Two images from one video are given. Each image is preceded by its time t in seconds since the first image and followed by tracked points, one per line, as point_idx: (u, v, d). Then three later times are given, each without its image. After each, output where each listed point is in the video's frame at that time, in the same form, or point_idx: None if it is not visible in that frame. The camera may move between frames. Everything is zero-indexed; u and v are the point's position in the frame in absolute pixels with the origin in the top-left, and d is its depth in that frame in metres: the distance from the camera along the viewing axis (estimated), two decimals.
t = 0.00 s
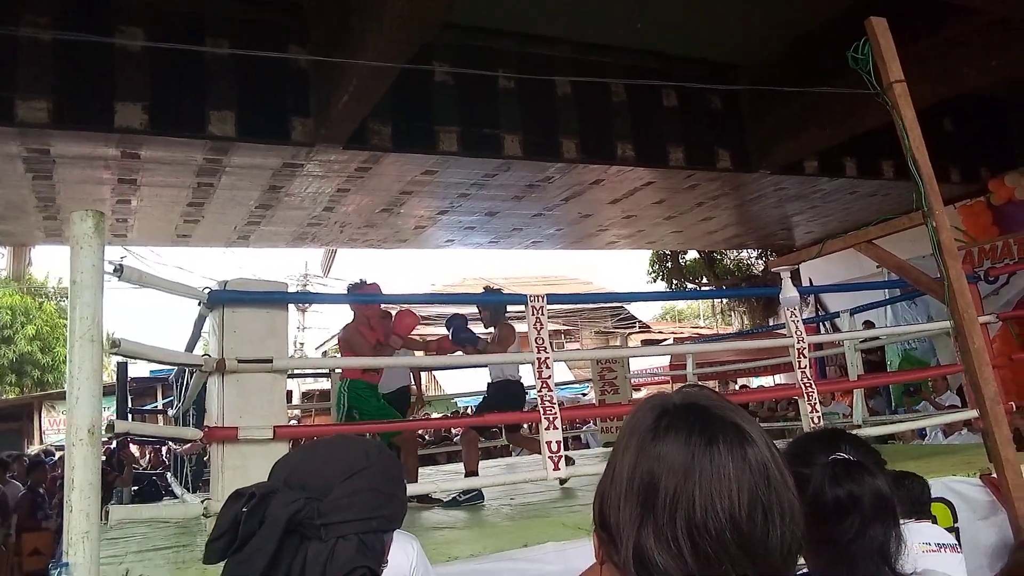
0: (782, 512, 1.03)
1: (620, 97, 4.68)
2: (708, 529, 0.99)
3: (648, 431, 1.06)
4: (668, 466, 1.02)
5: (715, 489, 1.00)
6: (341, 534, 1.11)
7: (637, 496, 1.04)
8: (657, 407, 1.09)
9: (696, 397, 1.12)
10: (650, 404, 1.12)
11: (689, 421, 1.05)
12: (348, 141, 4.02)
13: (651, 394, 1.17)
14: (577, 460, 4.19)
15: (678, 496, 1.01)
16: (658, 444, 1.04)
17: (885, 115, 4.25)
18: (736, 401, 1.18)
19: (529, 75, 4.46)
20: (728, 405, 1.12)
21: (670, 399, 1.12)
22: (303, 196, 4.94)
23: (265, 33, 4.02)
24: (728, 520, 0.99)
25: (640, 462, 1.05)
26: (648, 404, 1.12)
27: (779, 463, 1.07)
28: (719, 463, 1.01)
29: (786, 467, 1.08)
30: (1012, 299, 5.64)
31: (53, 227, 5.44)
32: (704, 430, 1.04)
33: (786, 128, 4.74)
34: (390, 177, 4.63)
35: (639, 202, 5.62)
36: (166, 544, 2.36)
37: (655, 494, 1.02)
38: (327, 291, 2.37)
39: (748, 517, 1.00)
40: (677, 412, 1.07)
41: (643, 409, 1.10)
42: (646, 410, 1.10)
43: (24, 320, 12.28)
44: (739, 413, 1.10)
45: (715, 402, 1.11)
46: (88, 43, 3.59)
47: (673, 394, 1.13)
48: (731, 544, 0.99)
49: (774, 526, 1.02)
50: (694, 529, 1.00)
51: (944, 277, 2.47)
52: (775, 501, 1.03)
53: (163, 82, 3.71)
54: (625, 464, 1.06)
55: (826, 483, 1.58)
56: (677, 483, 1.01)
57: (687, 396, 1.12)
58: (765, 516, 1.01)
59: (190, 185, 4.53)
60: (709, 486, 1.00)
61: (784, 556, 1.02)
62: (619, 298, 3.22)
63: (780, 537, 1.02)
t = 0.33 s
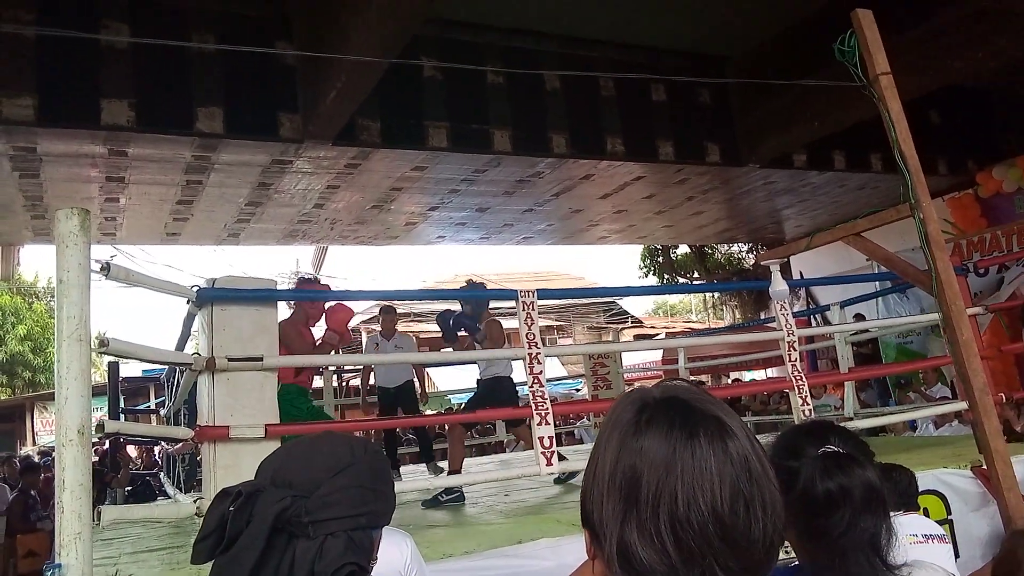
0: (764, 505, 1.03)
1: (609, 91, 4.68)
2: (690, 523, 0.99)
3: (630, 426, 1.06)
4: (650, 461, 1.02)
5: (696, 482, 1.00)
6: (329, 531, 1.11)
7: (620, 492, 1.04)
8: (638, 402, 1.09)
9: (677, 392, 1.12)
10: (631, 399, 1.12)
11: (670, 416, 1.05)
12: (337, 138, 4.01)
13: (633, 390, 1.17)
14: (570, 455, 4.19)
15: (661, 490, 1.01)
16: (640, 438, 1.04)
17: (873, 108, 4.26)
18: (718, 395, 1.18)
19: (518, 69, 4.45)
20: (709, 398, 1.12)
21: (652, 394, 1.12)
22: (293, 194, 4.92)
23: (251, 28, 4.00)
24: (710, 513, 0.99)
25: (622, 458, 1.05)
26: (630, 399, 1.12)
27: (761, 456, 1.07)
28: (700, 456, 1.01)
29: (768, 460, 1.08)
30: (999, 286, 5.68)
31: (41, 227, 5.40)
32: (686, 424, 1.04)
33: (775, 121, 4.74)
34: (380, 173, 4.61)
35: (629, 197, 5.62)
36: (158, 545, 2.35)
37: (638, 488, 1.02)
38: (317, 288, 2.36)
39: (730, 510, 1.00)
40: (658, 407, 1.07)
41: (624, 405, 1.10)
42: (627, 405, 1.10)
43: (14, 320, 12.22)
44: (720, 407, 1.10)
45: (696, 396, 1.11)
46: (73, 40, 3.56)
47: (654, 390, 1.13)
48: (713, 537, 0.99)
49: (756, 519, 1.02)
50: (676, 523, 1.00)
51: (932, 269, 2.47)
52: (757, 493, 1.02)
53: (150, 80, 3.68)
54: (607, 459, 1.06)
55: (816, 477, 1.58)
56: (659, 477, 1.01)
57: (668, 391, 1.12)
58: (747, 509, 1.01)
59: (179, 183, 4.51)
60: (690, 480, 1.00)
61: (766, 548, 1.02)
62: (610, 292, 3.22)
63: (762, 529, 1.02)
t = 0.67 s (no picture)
0: (746, 495, 1.05)
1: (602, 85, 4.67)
2: (674, 515, 1.00)
3: (613, 420, 1.06)
4: (634, 454, 1.03)
5: (680, 475, 1.01)
6: (320, 524, 1.11)
7: (604, 484, 1.04)
8: (622, 396, 1.09)
9: (660, 384, 1.12)
10: (615, 393, 1.12)
11: (653, 409, 1.05)
12: (329, 133, 3.99)
13: (616, 383, 1.18)
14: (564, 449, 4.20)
15: (645, 483, 1.01)
16: (624, 432, 1.04)
17: (866, 102, 4.27)
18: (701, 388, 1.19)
19: (511, 63, 4.44)
20: (692, 391, 1.13)
21: (635, 387, 1.12)
22: (285, 189, 4.90)
23: (242, 22, 3.97)
24: (694, 505, 1.00)
25: (606, 451, 1.05)
26: (613, 392, 1.12)
27: (743, 447, 1.08)
28: (683, 449, 1.02)
29: (751, 451, 1.09)
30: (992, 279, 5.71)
31: (31, 223, 5.37)
32: (669, 417, 1.04)
33: (769, 115, 4.75)
34: (372, 168, 4.60)
35: (623, 191, 5.62)
36: (151, 541, 2.34)
37: (622, 482, 1.03)
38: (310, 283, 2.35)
39: (714, 501, 1.01)
40: (641, 400, 1.07)
41: (608, 397, 1.11)
42: (612, 399, 1.10)
43: (4, 317, 12.16)
44: (702, 399, 1.10)
45: (680, 389, 1.12)
46: (62, 35, 3.53)
47: (638, 383, 1.13)
48: (697, 529, 1.00)
49: (738, 510, 1.03)
50: (660, 515, 1.00)
51: (922, 262, 2.48)
52: (739, 485, 1.04)
53: (140, 75, 3.66)
54: (591, 453, 1.07)
55: (808, 470, 1.59)
56: (643, 470, 1.01)
57: (651, 383, 1.12)
58: (729, 500, 1.02)
59: (170, 178, 4.49)
60: (674, 473, 1.01)
61: (748, 539, 1.04)
62: (604, 286, 3.22)
63: (744, 520, 1.03)
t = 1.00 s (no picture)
0: (744, 497, 1.05)
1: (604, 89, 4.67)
2: (673, 517, 1.00)
3: (611, 424, 1.07)
4: (631, 458, 1.03)
5: (677, 477, 1.01)
6: (322, 530, 1.11)
7: (603, 488, 1.05)
8: (619, 401, 1.10)
9: (657, 390, 1.13)
10: (612, 398, 1.12)
11: (650, 413, 1.06)
12: (332, 138, 4.00)
13: (614, 389, 1.18)
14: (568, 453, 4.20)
15: (643, 486, 1.01)
16: (621, 436, 1.05)
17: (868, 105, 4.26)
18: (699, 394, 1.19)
19: (513, 67, 4.45)
20: (688, 396, 1.13)
21: (632, 392, 1.12)
22: (288, 194, 4.92)
23: (245, 28, 3.98)
24: (692, 507, 1.00)
25: (604, 455, 1.05)
26: (610, 398, 1.13)
27: (740, 450, 1.08)
28: (680, 453, 1.02)
29: (748, 454, 1.10)
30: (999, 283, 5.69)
31: (35, 228, 5.39)
32: (666, 421, 1.05)
33: (771, 118, 4.74)
34: (375, 173, 4.61)
35: (625, 195, 5.62)
36: (155, 546, 2.34)
37: (620, 485, 1.03)
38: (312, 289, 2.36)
39: (712, 503, 1.01)
40: (639, 405, 1.08)
41: (605, 403, 1.11)
42: (609, 404, 1.11)
43: (9, 322, 12.19)
44: (699, 404, 1.11)
45: (677, 394, 1.12)
46: (66, 41, 3.55)
47: (635, 388, 1.14)
48: (695, 531, 1.00)
49: (736, 512, 1.03)
50: (659, 518, 1.00)
51: (925, 266, 2.48)
52: (737, 487, 1.04)
53: (144, 80, 3.68)
54: (589, 457, 1.07)
55: (811, 475, 1.59)
56: (640, 473, 1.02)
57: (648, 389, 1.13)
58: (727, 502, 1.03)
59: (174, 183, 4.50)
60: (671, 475, 1.01)
61: (746, 542, 1.04)
62: (606, 290, 3.22)
63: (742, 522, 1.03)
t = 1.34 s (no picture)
0: (761, 498, 1.04)
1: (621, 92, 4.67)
2: (689, 518, 1.00)
3: (627, 426, 1.07)
4: (647, 459, 1.03)
5: (694, 477, 1.00)
6: (345, 531, 1.12)
7: (619, 489, 1.04)
8: (635, 403, 1.10)
9: (672, 392, 1.13)
10: (628, 400, 1.12)
11: (666, 415, 1.06)
12: (350, 142, 4.02)
13: (628, 392, 1.18)
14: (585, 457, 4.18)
15: (659, 487, 1.01)
16: (637, 438, 1.05)
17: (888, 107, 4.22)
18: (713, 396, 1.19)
19: (529, 71, 4.45)
20: (704, 398, 1.13)
21: (647, 395, 1.12)
22: (307, 198, 4.95)
23: (264, 33, 4.02)
24: (708, 507, 1.00)
25: (620, 457, 1.05)
26: (626, 400, 1.13)
27: (757, 452, 1.08)
28: (696, 455, 1.02)
29: (765, 456, 1.09)
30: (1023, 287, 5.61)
31: (58, 232, 5.46)
32: (682, 423, 1.05)
33: (789, 120, 4.71)
34: (393, 177, 4.63)
35: (642, 198, 5.61)
36: (176, 547, 2.36)
37: (636, 486, 1.03)
38: (331, 292, 2.37)
39: (728, 504, 1.01)
40: (654, 407, 1.08)
41: (620, 405, 1.11)
42: (624, 406, 1.11)
43: (32, 325, 12.37)
44: (714, 406, 1.11)
45: (692, 397, 1.12)
46: (89, 48, 3.61)
47: (650, 391, 1.14)
48: (712, 531, 1.00)
49: (752, 513, 1.03)
50: (675, 518, 1.00)
51: (946, 268, 2.45)
52: (753, 488, 1.04)
53: (165, 86, 3.72)
54: (605, 459, 1.07)
55: (833, 479, 1.57)
56: (656, 474, 1.02)
57: (663, 391, 1.13)
58: (744, 503, 1.02)
59: (194, 188, 4.55)
60: (688, 476, 1.01)
61: (762, 542, 1.03)
62: (624, 293, 3.21)
63: (758, 523, 1.03)
